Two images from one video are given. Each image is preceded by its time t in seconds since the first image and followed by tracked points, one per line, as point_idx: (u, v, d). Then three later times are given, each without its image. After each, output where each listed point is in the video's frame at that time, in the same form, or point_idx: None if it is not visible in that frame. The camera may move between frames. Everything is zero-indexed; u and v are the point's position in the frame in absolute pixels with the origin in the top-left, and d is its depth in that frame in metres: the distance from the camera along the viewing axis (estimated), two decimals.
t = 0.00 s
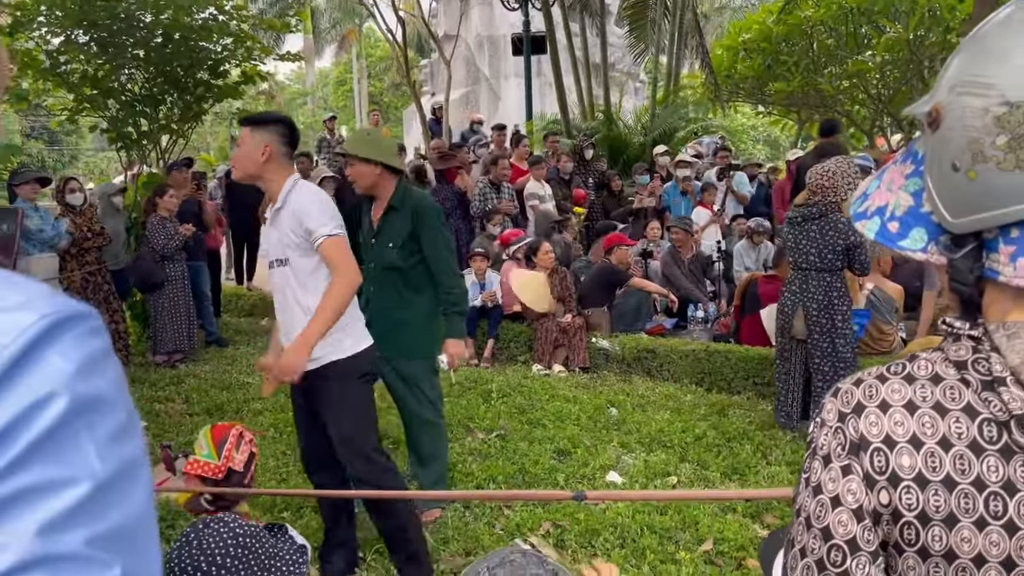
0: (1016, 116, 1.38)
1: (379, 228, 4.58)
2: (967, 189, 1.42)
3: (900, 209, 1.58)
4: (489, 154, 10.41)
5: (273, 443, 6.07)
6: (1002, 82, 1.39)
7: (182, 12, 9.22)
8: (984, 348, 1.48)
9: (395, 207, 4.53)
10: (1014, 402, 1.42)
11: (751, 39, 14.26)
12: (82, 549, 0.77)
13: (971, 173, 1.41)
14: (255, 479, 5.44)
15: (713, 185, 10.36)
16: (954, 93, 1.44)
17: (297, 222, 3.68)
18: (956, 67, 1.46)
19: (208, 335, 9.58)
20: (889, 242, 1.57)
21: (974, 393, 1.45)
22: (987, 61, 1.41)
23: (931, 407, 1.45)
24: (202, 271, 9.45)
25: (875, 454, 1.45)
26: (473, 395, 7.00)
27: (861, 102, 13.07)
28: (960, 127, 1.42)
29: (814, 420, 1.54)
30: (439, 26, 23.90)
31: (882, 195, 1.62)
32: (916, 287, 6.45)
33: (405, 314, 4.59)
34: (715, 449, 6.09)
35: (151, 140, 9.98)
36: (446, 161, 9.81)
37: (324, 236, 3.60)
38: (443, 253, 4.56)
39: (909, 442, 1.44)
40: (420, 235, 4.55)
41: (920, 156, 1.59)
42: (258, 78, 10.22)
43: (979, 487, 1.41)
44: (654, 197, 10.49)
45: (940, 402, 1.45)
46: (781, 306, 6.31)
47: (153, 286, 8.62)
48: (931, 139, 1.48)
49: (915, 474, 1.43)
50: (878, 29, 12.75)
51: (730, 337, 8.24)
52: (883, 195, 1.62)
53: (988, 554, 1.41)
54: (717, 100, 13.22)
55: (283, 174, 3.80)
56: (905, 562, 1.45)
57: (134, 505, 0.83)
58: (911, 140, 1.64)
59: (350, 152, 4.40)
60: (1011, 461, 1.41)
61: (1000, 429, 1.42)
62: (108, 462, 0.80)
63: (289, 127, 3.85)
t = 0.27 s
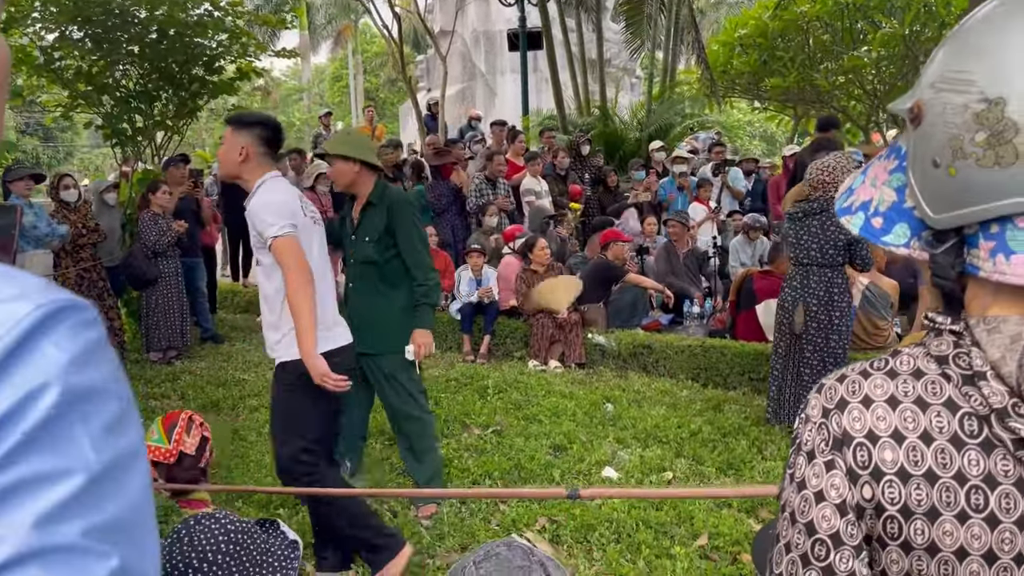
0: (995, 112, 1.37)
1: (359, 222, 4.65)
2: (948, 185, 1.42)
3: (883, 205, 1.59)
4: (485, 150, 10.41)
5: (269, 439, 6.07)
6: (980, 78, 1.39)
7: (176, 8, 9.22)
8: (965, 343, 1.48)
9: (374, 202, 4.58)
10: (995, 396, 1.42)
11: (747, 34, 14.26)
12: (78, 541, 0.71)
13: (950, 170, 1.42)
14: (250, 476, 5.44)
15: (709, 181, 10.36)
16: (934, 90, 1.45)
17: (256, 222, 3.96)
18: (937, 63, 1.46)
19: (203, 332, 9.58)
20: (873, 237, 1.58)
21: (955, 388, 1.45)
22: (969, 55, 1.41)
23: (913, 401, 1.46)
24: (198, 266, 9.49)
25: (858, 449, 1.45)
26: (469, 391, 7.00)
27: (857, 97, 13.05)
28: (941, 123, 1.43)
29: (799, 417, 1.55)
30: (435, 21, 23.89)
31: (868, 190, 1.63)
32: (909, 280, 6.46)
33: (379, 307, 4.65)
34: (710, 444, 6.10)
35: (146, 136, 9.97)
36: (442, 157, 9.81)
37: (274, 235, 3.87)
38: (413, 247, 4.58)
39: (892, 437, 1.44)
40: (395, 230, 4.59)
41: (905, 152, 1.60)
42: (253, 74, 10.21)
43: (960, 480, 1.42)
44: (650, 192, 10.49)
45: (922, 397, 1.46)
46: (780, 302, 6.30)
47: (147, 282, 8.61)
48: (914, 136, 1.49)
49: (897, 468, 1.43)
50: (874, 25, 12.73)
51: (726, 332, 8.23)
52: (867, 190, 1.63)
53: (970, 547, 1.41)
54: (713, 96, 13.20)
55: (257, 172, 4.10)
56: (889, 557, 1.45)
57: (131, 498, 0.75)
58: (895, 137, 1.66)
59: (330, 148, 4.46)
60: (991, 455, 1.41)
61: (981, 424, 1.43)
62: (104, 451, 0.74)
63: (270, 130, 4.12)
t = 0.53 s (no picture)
0: (982, 112, 1.39)
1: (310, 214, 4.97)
2: (932, 181, 1.44)
3: (867, 195, 1.60)
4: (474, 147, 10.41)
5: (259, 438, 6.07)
6: (970, 77, 1.40)
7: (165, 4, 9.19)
8: (945, 337, 1.49)
9: (322, 195, 4.89)
10: (974, 390, 1.44)
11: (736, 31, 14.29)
12: None
13: (935, 166, 1.43)
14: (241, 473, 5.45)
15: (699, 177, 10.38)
16: (923, 85, 1.46)
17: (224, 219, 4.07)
18: (927, 58, 1.47)
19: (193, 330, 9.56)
20: (855, 227, 1.60)
21: (935, 381, 1.47)
22: (960, 53, 1.42)
23: (894, 395, 1.47)
24: (190, 264, 9.49)
25: (840, 444, 1.46)
26: (459, 388, 7.01)
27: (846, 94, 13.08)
28: (928, 119, 1.44)
29: (781, 411, 1.55)
30: (425, 18, 23.82)
31: (853, 177, 1.63)
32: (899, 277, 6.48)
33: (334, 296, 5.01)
34: (700, 439, 6.12)
35: (134, 133, 9.93)
36: (433, 153, 9.70)
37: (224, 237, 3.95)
38: (368, 241, 4.89)
39: (873, 431, 1.45)
40: (342, 222, 4.89)
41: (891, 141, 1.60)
42: (243, 71, 10.18)
43: (940, 474, 1.43)
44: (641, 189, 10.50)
45: (902, 391, 1.47)
46: (773, 299, 6.31)
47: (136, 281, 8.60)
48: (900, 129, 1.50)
49: (879, 461, 1.45)
50: (863, 22, 12.73)
51: (716, 329, 8.23)
52: (852, 178, 1.64)
53: (950, 540, 1.42)
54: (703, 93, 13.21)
55: (240, 167, 4.12)
56: (871, 550, 1.46)
57: (52, 510, 0.94)
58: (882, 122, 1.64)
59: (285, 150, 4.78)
60: (971, 448, 1.43)
61: (960, 417, 1.44)
62: (18, 468, 0.92)
63: (258, 126, 4.12)
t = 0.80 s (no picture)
0: (972, 111, 1.35)
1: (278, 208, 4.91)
2: (921, 180, 1.41)
3: (856, 191, 1.58)
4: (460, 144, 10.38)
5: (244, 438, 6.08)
6: (959, 74, 1.36)
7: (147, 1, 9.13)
8: (932, 333, 1.45)
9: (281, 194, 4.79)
10: (961, 386, 1.39)
11: (721, 29, 14.34)
12: None
13: (924, 164, 1.40)
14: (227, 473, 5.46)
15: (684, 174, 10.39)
16: (913, 82, 1.42)
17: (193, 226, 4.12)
18: (918, 54, 1.43)
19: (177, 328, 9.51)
20: (844, 223, 1.58)
21: (922, 377, 1.43)
22: (949, 50, 1.38)
23: (880, 392, 1.43)
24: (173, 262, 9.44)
25: (827, 440, 1.43)
26: (445, 386, 7.00)
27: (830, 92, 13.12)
28: (918, 117, 1.41)
29: (769, 406, 1.52)
30: (410, 15, 23.80)
31: (842, 173, 1.61)
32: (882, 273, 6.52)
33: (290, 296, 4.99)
34: (686, 436, 6.13)
35: (117, 130, 9.87)
36: (418, 151, 9.68)
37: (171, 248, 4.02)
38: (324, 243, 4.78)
39: (860, 427, 1.42)
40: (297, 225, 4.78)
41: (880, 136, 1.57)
42: (226, 68, 10.13)
43: (926, 470, 1.39)
44: (626, 186, 10.50)
45: (890, 388, 1.43)
46: (762, 295, 6.36)
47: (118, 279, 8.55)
48: (890, 126, 1.47)
49: (865, 458, 1.41)
50: (845, 19, 12.77)
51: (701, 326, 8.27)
52: (841, 174, 1.61)
53: (936, 537, 1.39)
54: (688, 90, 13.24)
55: (228, 165, 4.15)
56: (856, 547, 1.43)
57: None
58: (870, 116, 1.62)
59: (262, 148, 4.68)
60: (957, 445, 1.39)
61: (947, 413, 1.40)
62: None
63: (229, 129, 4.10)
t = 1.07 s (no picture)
0: (965, 110, 1.34)
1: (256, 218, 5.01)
2: (914, 179, 1.40)
3: (849, 188, 1.60)
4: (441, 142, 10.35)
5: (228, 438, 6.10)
6: (953, 73, 1.35)
7: None
8: (925, 332, 1.45)
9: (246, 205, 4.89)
10: (954, 383, 1.38)
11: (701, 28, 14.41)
12: None
13: (918, 163, 1.39)
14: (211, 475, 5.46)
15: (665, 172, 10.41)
16: (907, 81, 1.41)
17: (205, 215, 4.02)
18: (912, 52, 1.42)
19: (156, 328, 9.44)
20: (836, 220, 1.60)
21: (915, 376, 1.42)
22: (941, 49, 1.37)
23: (874, 389, 1.43)
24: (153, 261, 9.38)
25: (821, 437, 1.43)
26: (429, 386, 6.99)
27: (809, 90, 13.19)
28: (911, 115, 1.40)
29: (762, 404, 1.53)
30: (390, 13, 23.73)
31: (834, 170, 1.63)
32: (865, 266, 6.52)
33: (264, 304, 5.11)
34: (670, 433, 6.15)
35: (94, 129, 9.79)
36: (401, 150, 9.80)
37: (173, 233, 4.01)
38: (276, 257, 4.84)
39: (853, 425, 1.42)
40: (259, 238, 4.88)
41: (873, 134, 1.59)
42: (205, 66, 10.06)
43: (919, 468, 1.39)
44: (607, 185, 10.52)
45: (883, 385, 1.43)
46: (743, 290, 6.41)
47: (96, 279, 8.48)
48: (883, 124, 1.46)
49: (858, 456, 1.41)
50: (824, 19, 12.84)
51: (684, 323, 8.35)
52: (834, 171, 1.63)
53: (929, 533, 1.39)
54: (668, 89, 13.28)
55: (233, 154, 3.96)
56: (850, 544, 1.44)
57: None
58: (860, 115, 1.65)
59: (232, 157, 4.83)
60: (951, 443, 1.39)
61: (939, 411, 1.40)
62: None
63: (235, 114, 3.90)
